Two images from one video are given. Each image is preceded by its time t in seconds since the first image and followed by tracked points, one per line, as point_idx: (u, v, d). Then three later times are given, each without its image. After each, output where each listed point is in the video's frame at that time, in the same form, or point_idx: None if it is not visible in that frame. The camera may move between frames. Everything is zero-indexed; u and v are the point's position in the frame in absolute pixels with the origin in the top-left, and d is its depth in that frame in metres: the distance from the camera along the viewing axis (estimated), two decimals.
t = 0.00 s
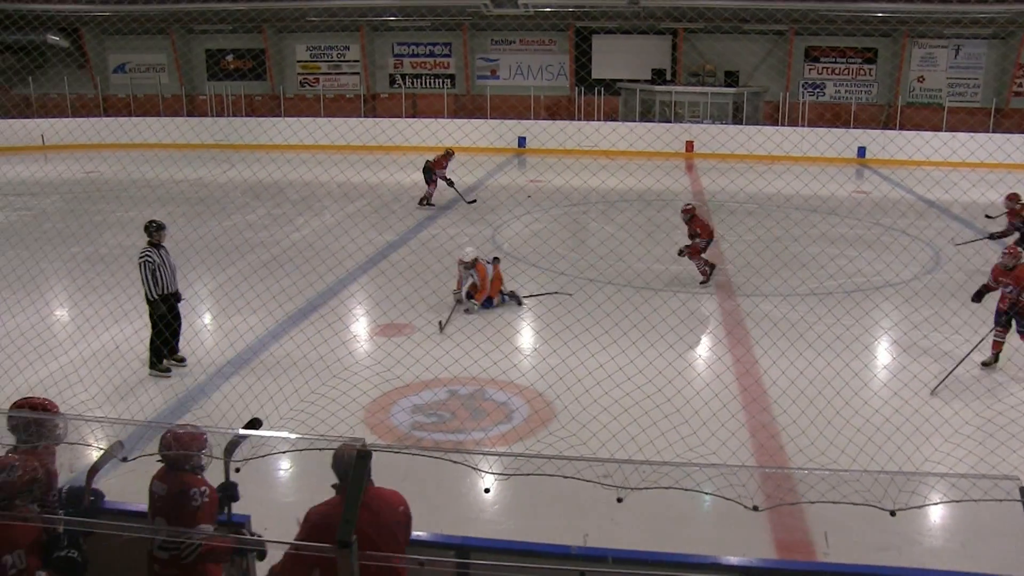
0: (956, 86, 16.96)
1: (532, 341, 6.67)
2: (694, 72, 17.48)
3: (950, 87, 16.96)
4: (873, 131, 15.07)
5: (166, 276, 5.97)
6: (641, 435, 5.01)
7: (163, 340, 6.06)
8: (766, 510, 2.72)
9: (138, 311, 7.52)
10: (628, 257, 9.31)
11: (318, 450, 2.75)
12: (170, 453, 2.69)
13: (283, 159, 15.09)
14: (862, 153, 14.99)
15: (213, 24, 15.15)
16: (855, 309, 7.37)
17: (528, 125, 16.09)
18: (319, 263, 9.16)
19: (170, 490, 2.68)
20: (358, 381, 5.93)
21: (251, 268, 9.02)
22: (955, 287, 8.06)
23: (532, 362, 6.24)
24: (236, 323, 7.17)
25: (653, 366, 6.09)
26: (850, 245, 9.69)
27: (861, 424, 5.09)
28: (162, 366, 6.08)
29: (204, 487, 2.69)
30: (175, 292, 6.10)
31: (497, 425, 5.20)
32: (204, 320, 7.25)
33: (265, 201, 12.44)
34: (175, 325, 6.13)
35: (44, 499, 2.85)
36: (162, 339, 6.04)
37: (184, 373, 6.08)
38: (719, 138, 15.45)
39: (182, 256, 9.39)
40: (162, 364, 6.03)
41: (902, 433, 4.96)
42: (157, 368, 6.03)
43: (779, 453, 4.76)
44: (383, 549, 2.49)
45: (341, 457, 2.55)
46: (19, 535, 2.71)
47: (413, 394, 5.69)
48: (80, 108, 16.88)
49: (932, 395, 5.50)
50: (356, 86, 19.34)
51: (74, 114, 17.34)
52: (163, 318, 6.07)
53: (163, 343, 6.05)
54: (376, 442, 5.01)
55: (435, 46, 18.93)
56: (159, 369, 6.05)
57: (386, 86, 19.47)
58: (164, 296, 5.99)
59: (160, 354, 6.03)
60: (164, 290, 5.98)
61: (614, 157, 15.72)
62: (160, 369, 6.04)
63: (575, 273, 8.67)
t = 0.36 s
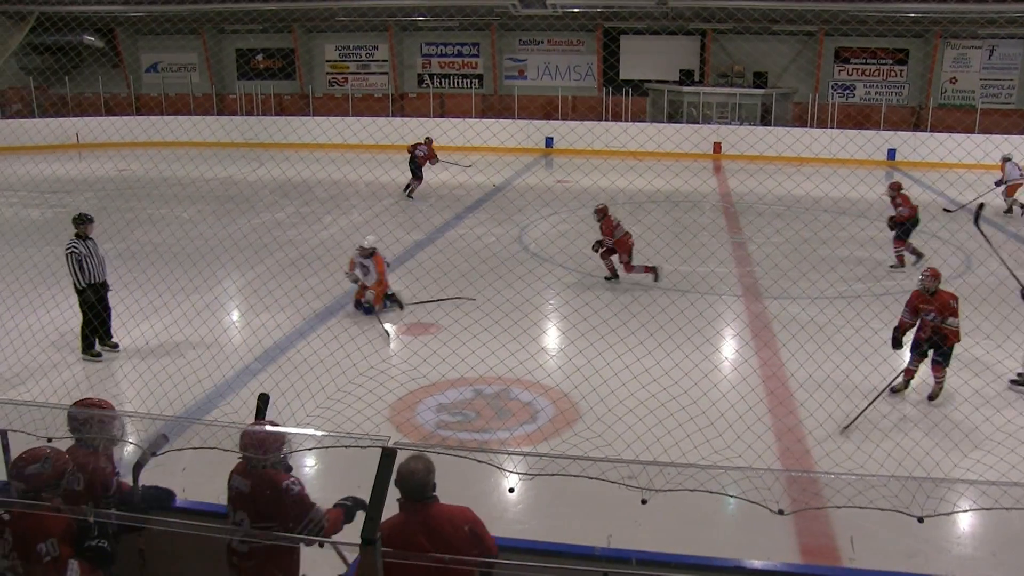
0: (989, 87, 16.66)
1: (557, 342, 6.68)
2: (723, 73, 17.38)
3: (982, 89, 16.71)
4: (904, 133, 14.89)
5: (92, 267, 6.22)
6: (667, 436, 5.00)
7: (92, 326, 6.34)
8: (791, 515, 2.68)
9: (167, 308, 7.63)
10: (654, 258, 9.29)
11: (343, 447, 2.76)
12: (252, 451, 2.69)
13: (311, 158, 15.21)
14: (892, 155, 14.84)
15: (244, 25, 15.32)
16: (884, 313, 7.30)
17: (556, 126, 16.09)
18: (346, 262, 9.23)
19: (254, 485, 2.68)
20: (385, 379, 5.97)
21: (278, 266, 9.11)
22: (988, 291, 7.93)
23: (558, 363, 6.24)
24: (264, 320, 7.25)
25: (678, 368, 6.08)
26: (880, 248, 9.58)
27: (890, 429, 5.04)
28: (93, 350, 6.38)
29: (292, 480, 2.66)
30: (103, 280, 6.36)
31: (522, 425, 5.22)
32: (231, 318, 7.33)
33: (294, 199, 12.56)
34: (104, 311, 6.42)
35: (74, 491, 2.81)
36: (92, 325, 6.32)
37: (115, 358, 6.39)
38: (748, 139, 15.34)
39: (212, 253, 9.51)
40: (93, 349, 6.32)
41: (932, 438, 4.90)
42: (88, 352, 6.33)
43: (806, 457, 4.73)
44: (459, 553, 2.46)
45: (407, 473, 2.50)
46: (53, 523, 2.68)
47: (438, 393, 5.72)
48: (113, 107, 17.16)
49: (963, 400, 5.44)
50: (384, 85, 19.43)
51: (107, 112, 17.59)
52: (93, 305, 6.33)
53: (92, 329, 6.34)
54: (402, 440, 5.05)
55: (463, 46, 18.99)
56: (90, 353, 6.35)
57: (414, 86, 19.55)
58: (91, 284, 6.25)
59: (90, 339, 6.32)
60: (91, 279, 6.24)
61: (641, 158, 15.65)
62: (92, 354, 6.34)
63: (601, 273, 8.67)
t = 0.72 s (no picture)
0: (1012, 87, 16.46)
1: (573, 342, 6.68)
2: (741, 74, 17.32)
3: (1005, 89, 16.52)
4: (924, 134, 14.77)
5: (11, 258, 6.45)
6: (682, 438, 4.99)
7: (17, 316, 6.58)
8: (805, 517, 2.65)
9: (185, 306, 7.69)
10: (670, 259, 9.27)
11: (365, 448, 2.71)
12: (352, 438, 2.65)
13: (329, 158, 15.29)
14: (911, 156, 14.74)
15: (262, 24, 15.40)
16: (901, 315, 7.24)
17: (573, 126, 16.07)
18: (364, 261, 9.26)
19: (348, 472, 2.64)
20: (400, 378, 6.00)
21: (295, 264, 9.15)
22: (1008, 294, 7.85)
23: (573, 363, 6.25)
24: (281, 318, 7.30)
25: (694, 369, 6.06)
26: (899, 251, 9.51)
27: (907, 432, 5.00)
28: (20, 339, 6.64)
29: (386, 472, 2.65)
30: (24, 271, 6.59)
31: (538, 425, 5.22)
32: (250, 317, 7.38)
33: (311, 198, 12.62)
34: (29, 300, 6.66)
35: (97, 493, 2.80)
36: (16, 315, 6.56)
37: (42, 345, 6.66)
38: (767, 139, 15.26)
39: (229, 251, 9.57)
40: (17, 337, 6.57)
41: (949, 442, 4.86)
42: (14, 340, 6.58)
43: (820, 460, 4.71)
44: (517, 558, 2.42)
45: (468, 480, 2.45)
46: (81, 525, 2.65)
47: (453, 393, 5.73)
48: (134, 105, 17.31)
49: (982, 404, 5.39)
50: (401, 85, 19.51)
51: (127, 110, 17.70)
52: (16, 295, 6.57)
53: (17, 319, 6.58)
54: (417, 439, 5.07)
55: (480, 46, 19.01)
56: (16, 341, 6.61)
57: (432, 85, 19.61)
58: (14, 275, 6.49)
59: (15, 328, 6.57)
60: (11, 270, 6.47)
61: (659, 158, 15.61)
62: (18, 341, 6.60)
63: (618, 274, 8.66)
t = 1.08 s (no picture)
0: (1018, 88, 16.44)
1: (576, 342, 6.68)
2: (744, 74, 17.31)
3: (1010, 89, 16.49)
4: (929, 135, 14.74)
5: None
6: (685, 438, 4.97)
7: None
8: (809, 520, 2.66)
9: (187, 304, 7.70)
10: (674, 259, 9.26)
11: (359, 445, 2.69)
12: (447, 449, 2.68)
13: (331, 158, 15.31)
14: (915, 157, 14.71)
15: (265, 24, 15.41)
16: (905, 316, 7.23)
17: (577, 126, 16.08)
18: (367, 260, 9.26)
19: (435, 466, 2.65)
20: (403, 377, 6.00)
21: (298, 263, 9.16)
22: (1013, 296, 7.83)
23: (576, 363, 6.24)
24: (284, 317, 7.31)
25: (697, 369, 6.05)
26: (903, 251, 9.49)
27: (910, 434, 4.99)
28: None
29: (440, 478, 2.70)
30: None
31: (540, 426, 5.21)
32: (252, 316, 7.38)
33: (314, 197, 12.64)
34: None
35: (113, 493, 2.85)
36: None
37: None
38: (770, 140, 15.25)
39: (232, 251, 9.59)
40: None
41: (952, 444, 4.85)
42: None
43: (822, 461, 4.70)
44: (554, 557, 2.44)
45: (513, 477, 2.49)
46: (96, 528, 2.66)
47: (456, 393, 5.72)
48: (138, 105, 17.36)
49: (987, 406, 5.37)
50: (405, 84, 19.64)
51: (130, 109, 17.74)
52: None
53: None
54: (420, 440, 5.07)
55: (484, 46, 19.07)
56: None
57: (435, 86, 19.65)
58: None
59: None
60: None
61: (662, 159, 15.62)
62: None
63: (621, 274, 8.65)
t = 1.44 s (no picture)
0: None
1: (580, 342, 6.67)
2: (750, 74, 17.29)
3: (1020, 89, 16.42)
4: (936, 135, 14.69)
5: None
6: (689, 439, 4.97)
7: None
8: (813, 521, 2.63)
9: (192, 302, 7.71)
10: (679, 260, 9.25)
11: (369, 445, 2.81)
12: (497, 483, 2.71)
13: (335, 157, 15.33)
14: (922, 157, 14.65)
15: (271, 22, 15.43)
16: (911, 318, 7.20)
17: (582, 126, 16.07)
18: (371, 259, 9.26)
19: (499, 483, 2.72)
20: (407, 376, 6.01)
21: (303, 263, 9.16)
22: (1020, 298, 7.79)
23: (581, 363, 6.23)
24: (289, 316, 7.31)
25: (702, 370, 6.04)
26: (910, 252, 9.45)
27: (915, 436, 4.97)
28: None
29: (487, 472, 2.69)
30: None
31: (544, 425, 5.22)
32: (255, 314, 7.40)
33: (319, 196, 12.65)
34: None
35: (124, 488, 2.85)
36: None
37: None
38: (775, 141, 15.21)
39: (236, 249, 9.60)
40: None
41: (958, 447, 4.83)
42: None
43: (826, 463, 4.69)
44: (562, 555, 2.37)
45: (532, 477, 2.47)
46: (102, 523, 2.67)
47: (460, 392, 5.73)
48: (144, 104, 17.36)
49: (994, 409, 5.34)
50: (410, 84, 19.68)
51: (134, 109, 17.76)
52: None
53: None
54: (424, 437, 5.07)
55: (489, 46, 19.04)
56: None
57: (441, 85, 19.67)
58: None
59: None
60: None
61: (668, 159, 15.60)
62: None
63: (625, 274, 8.64)
